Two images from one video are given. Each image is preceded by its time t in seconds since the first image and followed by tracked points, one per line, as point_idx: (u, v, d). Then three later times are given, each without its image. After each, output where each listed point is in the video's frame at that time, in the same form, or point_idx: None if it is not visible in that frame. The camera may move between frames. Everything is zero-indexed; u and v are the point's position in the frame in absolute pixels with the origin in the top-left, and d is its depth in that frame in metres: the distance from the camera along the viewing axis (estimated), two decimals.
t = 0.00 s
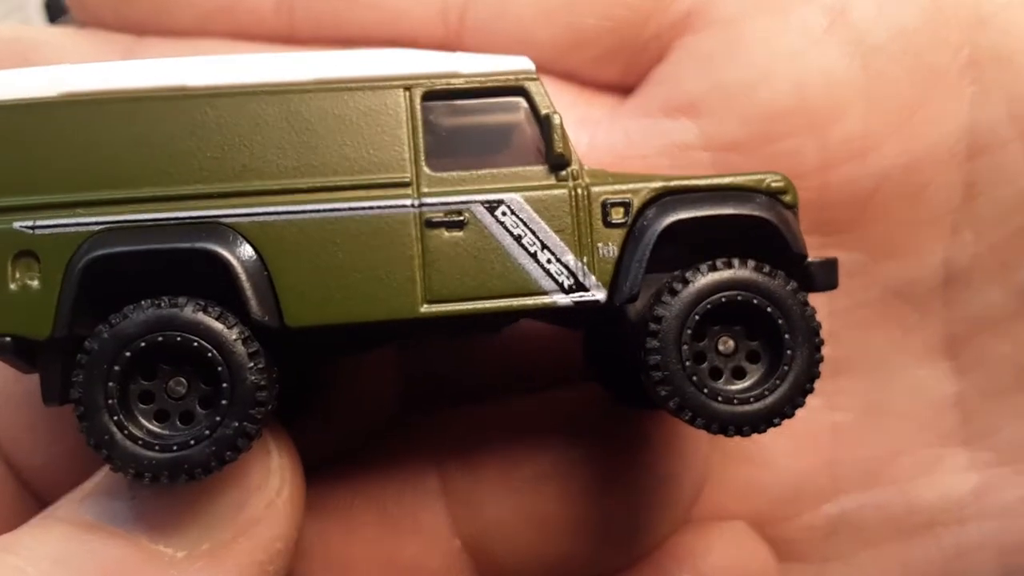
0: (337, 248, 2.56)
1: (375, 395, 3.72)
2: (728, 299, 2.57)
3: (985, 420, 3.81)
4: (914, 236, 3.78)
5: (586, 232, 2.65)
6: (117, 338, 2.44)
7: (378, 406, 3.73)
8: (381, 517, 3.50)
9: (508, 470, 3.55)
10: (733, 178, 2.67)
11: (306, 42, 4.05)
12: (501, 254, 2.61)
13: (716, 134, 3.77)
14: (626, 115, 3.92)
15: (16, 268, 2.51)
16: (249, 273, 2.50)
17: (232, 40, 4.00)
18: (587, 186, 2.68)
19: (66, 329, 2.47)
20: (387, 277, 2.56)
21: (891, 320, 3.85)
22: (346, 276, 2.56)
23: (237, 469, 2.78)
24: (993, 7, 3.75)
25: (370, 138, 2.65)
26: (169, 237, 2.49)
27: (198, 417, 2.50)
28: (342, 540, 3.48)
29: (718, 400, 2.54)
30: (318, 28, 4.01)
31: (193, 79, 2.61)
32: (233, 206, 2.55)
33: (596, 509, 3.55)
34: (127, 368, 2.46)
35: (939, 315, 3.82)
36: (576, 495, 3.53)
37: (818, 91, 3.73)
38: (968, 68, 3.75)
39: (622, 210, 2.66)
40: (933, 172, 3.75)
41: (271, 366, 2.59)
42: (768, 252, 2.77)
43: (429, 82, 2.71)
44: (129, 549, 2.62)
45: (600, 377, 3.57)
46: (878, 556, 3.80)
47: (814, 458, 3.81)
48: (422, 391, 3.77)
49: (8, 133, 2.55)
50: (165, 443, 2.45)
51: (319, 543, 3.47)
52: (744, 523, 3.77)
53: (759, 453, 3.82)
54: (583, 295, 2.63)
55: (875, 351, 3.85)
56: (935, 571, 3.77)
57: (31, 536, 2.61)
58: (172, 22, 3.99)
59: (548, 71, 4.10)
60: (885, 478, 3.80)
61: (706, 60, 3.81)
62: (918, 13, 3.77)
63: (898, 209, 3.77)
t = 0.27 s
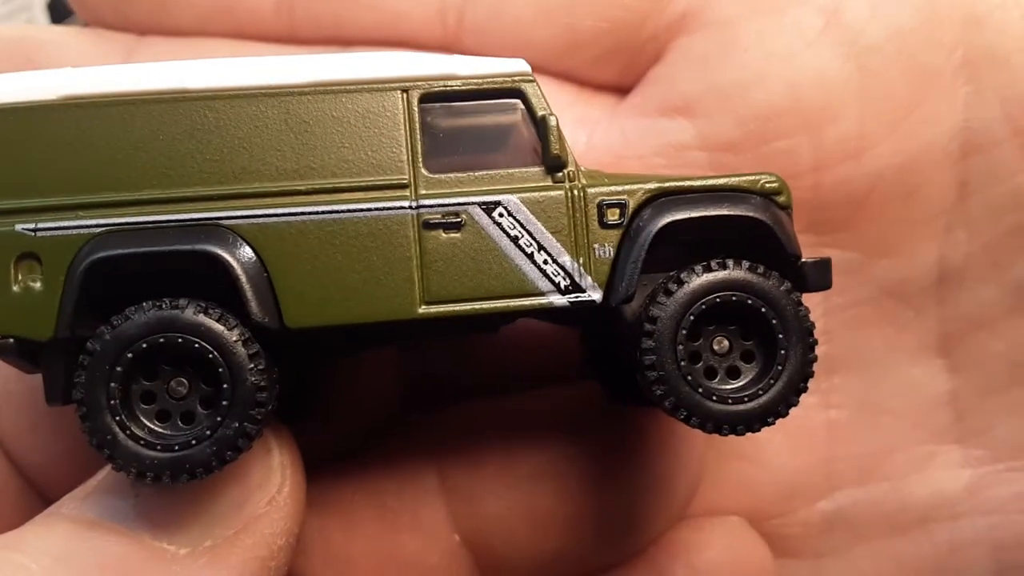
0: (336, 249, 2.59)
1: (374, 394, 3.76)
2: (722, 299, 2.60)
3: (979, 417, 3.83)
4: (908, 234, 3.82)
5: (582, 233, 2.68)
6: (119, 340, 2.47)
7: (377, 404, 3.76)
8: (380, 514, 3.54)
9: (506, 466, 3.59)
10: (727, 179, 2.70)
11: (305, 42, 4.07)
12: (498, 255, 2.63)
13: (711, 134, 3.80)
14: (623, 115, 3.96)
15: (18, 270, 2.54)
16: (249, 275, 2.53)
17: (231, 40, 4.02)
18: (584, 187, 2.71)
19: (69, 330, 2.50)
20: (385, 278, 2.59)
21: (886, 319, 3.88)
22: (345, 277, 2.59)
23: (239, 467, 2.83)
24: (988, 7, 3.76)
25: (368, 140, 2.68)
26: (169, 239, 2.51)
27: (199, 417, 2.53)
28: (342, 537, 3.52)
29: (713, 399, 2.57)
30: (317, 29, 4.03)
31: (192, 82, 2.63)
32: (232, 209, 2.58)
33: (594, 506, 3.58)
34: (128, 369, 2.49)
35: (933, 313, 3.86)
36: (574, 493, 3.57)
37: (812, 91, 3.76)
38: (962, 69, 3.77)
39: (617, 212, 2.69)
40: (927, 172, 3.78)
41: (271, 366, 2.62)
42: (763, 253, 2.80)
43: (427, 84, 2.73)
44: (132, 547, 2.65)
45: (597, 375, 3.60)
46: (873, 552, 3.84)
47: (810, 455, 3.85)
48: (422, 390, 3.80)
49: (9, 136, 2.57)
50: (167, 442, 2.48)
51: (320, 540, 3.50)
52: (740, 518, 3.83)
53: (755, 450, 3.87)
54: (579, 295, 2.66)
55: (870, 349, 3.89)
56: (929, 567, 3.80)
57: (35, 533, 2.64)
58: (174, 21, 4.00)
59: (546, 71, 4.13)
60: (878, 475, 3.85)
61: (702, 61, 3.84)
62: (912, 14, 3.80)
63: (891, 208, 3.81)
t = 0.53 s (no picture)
0: (336, 250, 2.60)
1: (375, 393, 3.77)
2: (721, 299, 2.61)
3: (979, 417, 3.84)
4: (908, 234, 3.82)
5: (582, 234, 2.69)
6: (120, 340, 2.49)
7: (378, 403, 3.77)
8: (381, 513, 3.55)
9: (506, 465, 3.60)
10: (727, 179, 2.71)
11: (306, 42, 4.08)
12: (497, 255, 2.64)
13: (711, 134, 3.80)
14: (623, 114, 3.96)
15: (20, 271, 2.55)
16: (249, 275, 2.54)
17: (232, 39, 4.03)
18: (583, 188, 2.72)
19: (70, 330, 2.52)
20: (385, 279, 2.60)
21: (886, 318, 3.89)
22: (345, 277, 2.60)
23: (240, 466, 2.84)
24: (988, 7, 3.76)
25: (368, 141, 2.68)
26: (170, 240, 2.52)
27: (200, 417, 2.54)
28: (343, 535, 3.53)
29: (712, 399, 2.58)
30: (318, 29, 4.04)
31: (193, 83, 2.64)
32: (233, 209, 2.59)
33: (594, 505, 3.60)
34: (130, 369, 2.50)
35: (933, 313, 3.86)
36: (574, 491, 3.59)
37: (812, 91, 3.76)
38: (961, 69, 3.78)
39: (617, 212, 2.70)
40: (927, 172, 3.78)
41: (272, 366, 2.64)
42: (762, 253, 2.81)
43: (427, 85, 2.73)
44: (134, 545, 2.66)
45: (597, 375, 3.61)
46: (872, 552, 3.84)
47: (810, 454, 3.86)
48: (422, 390, 3.81)
49: (11, 137, 2.58)
50: (168, 442, 2.49)
51: (320, 539, 3.52)
52: (740, 518, 3.83)
53: (755, 450, 3.88)
54: (578, 295, 2.66)
55: (870, 349, 3.90)
56: (929, 567, 3.81)
57: (37, 532, 2.66)
58: (176, 21, 4.01)
59: (546, 71, 4.14)
60: (878, 475, 3.85)
61: (702, 60, 3.84)
62: (912, 14, 3.80)
63: (891, 208, 3.81)
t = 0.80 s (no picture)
0: (337, 254, 2.61)
1: (375, 393, 3.78)
2: (721, 304, 2.62)
3: (979, 418, 3.85)
4: (908, 235, 3.82)
5: (582, 238, 2.69)
6: (121, 345, 2.49)
7: (379, 403, 3.79)
8: (382, 512, 3.57)
9: (506, 466, 3.61)
10: (727, 183, 2.70)
11: (306, 42, 4.07)
12: (497, 259, 2.64)
13: (712, 134, 3.79)
14: (623, 114, 3.95)
15: (21, 275, 2.55)
16: (250, 279, 2.55)
17: (232, 39, 4.02)
18: (583, 192, 2.72)
19: (72, 334, 2.52)
20: (385, 283, 2.60)
21: (887, 319, 3.89)
22: (345, 281, 2.60)
23: (242, 467, 2.86)
24: (988, 6, 3.75)
25: (368, 144, 2.68)
26: (171, 244, 2.53)
27: (201, 421, 2.55)
28: (345, 535, 3.55)
29: (711, 403, 2.59)
30: (318, 29, 4.03)
31: (193, 86, 2.64)
32: (233, 213, 2.59)
33: (594, 505, 3.61)
34: (131, 373, 2.51)
35: (933, 313, 3.86)
36: (574, 491, 3.60)
37: (812, 91, 3.76)
38: (962, 69, 3.77)
39: (617, 216, 2.70)
40: (928, 172, 3.78)
41: (272, 370, 2.64)
42: (762, 257, 2.81)
43: (427, 88, 2.73)
44: (137, 545, 2.68)
45: (597, 375, 3.62)
46: (872, 551, 3.86)
47: (810, 454, 3.87)
48: (422, 390, 3.83)
49: (11, 140, 2.58)
50: (170, 446, 2.50)
51: (322, 540, 3.55)
52: (739, 517, 3.85)
53: (755, 450, 3.89)
54: (578, 299, 2.67)
55: (870, 349, 3.90)
56: (929, 567, 3.82)
57: (40, 532, 2.67)
58: (176, 20, 4.00)
59: (547, 71, 4.13)
60: (877, 475, 3.87)
61: (702, 60, 3.83)
62: (912, 14, 3.79)
63: (892, 208, 3.81)
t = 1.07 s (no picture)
0: (338, 251, 2.61)
1: (376, 391, 3.78)
2: (721, 301, 2.62)
3: (979, 417, 3.85)
4: (908, 234, 3.82)
5: (582, 235, 2.70)
6: (123, 341, 2.50)
7: (380, 402, 3.79)
8: (383, 510, 3.58)
9: (507, 463, 3.62)
10: (727, 181, 2.71)
11: (307, 41, 4.08)
12: (498, 256, 2.65)
13: (712, 133, 3.80)
14: (623, 113, 3.96)
15: (23, 272, 2.56)
16: (251, 276, 2.55)
17: (233, 38, 4.03)
18: (584, 189, 2.72)
19: (74, 331, 2.53)
20: (386, 280, 2.61)
21: (887, 317, 3.89)
22: (346, 278, 2.61)
23: (243, 464, 2.86)
24: (989, 6, 3.76)
25: (369, 142, 2.69)
26: (173, 241, 2.54)
27: (202, 417, 2.56)
28: (346, 533, 3.56)
29: (711, 401, 2.59)
30: (319, 28, 4.04)
31: (195, 84, 2.65)
32: (235, 211, 2.60)
33: (594, 504, 3.62)
34: (133, 370, 2.52)
35: (933, 312, 3.87)
36: (575, 489, 3.61)
37: (813, 90, 3.76)
38: (962, 68, 3.77)
39: (617, 214, 2.70)
40: (928, 171, 3.78)
41: (274, 367, 2.65)
42: (762, 254, 2.82)
43: (428, 86, 2.74)
44: (139, 542, 2.68)
45: (598, 374, 3.63)
46: (872, 550, 3.86)
47: (810, 452, 3.88)
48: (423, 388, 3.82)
49: (13, 138, 2.59)
50: (171, 442, 2.51)
51: (323, 537, 3.55)
52: (740, 515, 3.86)
53: (756, 448, 3.89)
54: (579, 297, 2.67)
55: (870, 348, 3.91)
56: (929, 566, 3.82)
57: (42, 528, 2.68)
58: (178, 19, 4.01)
59: (547, 70, 4.14)
60: (878, 474, 3.87)
61: (703, 59, 3.84)
62: (913, 13, 3.80)
63: (892, 207, 3.81)
